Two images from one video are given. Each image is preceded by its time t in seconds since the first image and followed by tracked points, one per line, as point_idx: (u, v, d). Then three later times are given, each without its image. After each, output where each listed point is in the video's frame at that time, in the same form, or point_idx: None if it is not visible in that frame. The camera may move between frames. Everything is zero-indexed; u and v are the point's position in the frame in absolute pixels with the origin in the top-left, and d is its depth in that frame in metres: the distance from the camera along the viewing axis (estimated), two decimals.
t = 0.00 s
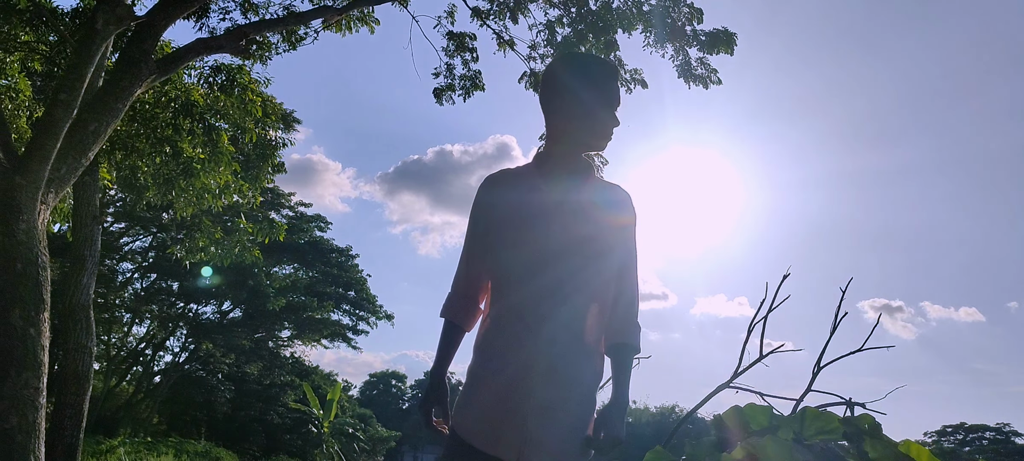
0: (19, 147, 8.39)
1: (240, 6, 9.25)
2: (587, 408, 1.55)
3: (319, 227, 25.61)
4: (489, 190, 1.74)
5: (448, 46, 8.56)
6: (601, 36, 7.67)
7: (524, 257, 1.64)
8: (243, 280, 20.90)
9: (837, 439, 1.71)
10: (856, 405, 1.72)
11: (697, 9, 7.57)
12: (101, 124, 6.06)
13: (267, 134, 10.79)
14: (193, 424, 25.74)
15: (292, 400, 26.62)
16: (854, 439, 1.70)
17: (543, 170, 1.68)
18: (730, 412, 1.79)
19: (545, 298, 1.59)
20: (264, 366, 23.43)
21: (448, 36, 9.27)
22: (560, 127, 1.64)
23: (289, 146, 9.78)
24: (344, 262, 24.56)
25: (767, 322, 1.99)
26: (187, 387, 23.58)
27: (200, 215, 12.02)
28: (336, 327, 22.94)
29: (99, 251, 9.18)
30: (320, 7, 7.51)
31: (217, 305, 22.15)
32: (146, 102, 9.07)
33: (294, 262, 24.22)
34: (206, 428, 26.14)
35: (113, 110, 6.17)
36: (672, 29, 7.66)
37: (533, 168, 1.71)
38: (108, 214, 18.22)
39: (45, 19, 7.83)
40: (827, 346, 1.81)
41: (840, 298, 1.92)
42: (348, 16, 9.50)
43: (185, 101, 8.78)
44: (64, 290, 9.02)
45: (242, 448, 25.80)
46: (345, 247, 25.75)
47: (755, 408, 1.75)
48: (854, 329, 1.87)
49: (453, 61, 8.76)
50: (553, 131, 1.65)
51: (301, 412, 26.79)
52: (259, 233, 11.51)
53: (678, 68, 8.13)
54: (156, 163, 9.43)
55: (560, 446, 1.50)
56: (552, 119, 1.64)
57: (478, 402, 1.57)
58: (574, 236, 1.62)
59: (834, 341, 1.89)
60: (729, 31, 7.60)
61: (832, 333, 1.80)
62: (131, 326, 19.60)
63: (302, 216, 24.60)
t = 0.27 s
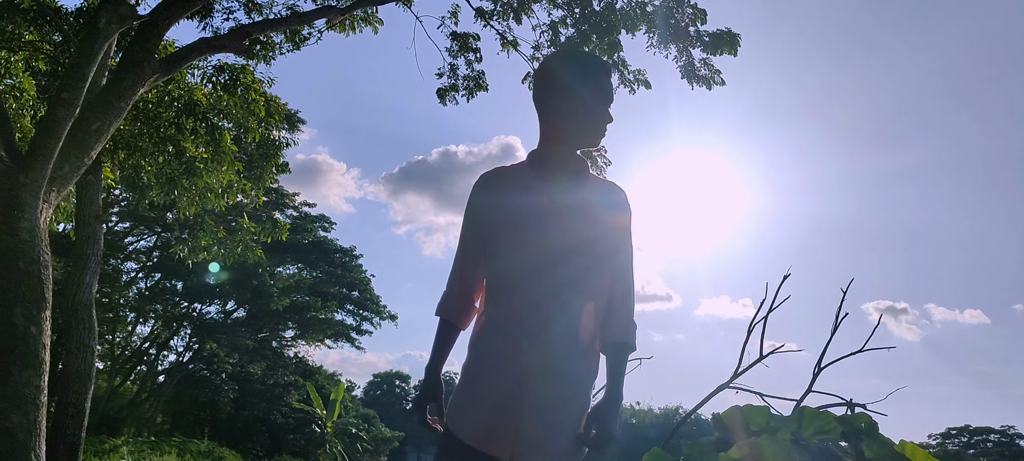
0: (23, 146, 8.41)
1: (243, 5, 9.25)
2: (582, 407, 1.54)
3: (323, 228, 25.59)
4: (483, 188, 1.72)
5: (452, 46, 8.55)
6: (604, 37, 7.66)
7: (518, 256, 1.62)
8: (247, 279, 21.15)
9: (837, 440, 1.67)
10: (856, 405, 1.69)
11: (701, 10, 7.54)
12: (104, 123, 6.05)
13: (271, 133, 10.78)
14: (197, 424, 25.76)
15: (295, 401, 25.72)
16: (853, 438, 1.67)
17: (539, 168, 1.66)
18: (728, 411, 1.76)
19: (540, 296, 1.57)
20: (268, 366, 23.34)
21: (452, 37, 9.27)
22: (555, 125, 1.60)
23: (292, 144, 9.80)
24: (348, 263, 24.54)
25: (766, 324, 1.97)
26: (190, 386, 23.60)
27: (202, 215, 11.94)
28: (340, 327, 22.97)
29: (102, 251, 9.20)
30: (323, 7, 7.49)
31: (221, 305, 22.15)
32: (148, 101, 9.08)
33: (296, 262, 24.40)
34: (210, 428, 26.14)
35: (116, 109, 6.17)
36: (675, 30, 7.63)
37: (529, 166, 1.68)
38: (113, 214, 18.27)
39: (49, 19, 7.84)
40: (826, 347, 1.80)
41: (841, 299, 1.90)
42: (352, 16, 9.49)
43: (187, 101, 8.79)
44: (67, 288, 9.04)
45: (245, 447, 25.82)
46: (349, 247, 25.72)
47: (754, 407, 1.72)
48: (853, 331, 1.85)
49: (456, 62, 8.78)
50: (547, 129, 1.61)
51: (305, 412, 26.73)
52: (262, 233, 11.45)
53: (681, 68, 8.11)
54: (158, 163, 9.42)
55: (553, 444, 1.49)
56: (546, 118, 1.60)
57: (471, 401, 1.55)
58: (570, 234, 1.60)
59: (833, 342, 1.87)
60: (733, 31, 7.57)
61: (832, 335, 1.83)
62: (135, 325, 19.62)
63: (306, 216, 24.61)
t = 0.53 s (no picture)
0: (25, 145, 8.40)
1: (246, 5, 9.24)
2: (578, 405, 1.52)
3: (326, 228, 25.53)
4: (476, 185, 1.66)
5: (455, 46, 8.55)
6: (607, 38, 7.65)
7: (514, 255, 1.57)
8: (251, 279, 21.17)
9: (835, 442, 1.61)
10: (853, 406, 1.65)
11: (704, 10, 7.53)
12: (106, 123, 6.04)
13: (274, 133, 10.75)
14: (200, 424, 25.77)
15: (298, 401, 25.37)
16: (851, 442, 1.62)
17: (534, 165, 1.61)
18: (727, 413, 1.73)
19: (536, 295, 1.54)
20: (271, 366, 23.38)
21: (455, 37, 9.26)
22: (556, 130, 1.36)
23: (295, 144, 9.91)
24: (351, 263, 24.48)
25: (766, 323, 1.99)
26: (194, 386, 23.61)
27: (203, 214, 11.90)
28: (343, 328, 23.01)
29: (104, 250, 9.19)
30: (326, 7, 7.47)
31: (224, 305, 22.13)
32: (150, 100, 9.03)
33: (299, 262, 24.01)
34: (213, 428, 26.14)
35: (117, 108, 6.14)
36: (678, 31, 7.60)
37: (523, 164, 1.63)
38: (116, 213, 18.29)
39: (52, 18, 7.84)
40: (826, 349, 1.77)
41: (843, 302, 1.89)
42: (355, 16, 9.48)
43: (190, 100, 8.77)
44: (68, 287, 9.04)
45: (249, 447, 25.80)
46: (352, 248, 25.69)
47: (752, 408, 1.69)
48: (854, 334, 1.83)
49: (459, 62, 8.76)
50: (545, 132, 1.37)
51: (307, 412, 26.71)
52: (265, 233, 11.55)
53: (684, 69, 8.09)
54: (161, 162, 9.38)
55: (550, 443, 1.47)
56: (545, 121, 1.35)
57: (466, 399, 1.52)
58: (566, 232, 1.56)
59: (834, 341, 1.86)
60: (736, 32, 7.56)
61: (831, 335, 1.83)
62: (138, 325, 19.63)
63: (309, 217, 24.59)
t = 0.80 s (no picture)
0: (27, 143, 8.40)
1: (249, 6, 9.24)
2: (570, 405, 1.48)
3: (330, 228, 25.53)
4: (471, 185, 1.63)
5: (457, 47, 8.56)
6: (610, 38, 7.63)
7: (509, 254, 1.53)
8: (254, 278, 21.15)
9: (833, 442, 1.60)
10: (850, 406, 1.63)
11: (707, 11, 7.51)
12: (108, 122, 6.03)
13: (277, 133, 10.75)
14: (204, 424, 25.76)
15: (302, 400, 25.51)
16: (848, 444, 1.60)
17: (527, 163, 1.56)
18: (723, 413, 1.72)
19: (528, 294, 1.50)
20: (273, 366, 23.39)
21: (458, 37, 9.25)
22: (556, 130, 1.33)
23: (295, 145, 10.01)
24: (355, 263, 24.44)
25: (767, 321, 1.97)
26: (197, 386, 23.62)
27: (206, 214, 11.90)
28: (345, 328, 23.05)
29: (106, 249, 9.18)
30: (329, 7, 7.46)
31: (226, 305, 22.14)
32: (153, 100, 9.09)
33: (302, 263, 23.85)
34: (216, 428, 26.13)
35: (120, 107, 6.13)
36: (681, 31, 7.58)
37: (516, 161, 1.59)
38: (120, 213, 18.33)
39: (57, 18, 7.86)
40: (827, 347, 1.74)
41: (844, 301, 1.85)
42: (358, 17, 9.48)
43: (192, 100, 8.81)
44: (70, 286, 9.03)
45: (251, 447, 25.81)
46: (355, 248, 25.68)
47: (749, 408, 1.67)
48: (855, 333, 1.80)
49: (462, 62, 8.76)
50: (544, 130, 1.34)
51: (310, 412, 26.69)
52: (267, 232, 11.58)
53: (687, 70, 8.07)
54: (163, 161, 9.41)
55: (542, 443, 1.44)
56: (547, 121, 1.32)
57: (459, 398, 1.50)
58: (560, 229, 1.51)
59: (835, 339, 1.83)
60: (739, 33, 7.53)
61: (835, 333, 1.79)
62: (141, 324, 19.65)
63: (312, 217, 24.59)
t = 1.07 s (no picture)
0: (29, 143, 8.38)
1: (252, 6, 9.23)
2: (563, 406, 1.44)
3: (333, 229, 25.53)
4: (467, 183, 1.61)
5: (460, 47, 8.56)
6: (613, 39, 7.62)
7: (504, 253, 1.50)
8: (258, 278, 21.23)
9: (833, 444, 1.55)
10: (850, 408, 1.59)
11: (710, 12, 7.49)
12: (110, 122, 6.03)
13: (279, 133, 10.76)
14: (207, 425, 25.79)
15: (306, 401, 25.30)
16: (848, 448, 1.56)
17: (522, 161, 1.54)
18: (721, 413, 1.67)
19: (523, 294, 1.46)
20: (277, 367, 23.38)
21: (461, 38, 9.24)
22: (554, 130, 1.32)
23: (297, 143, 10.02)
24: (358, 264, 24.47)
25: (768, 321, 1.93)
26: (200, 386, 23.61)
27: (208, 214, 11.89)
28: (348, 329, 23.04)
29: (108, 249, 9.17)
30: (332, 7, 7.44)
31: (229, 306, 22.14)
32: (155, 100, 9.00)
33: (305, 264, 23.85)
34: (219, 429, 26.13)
35: (122, 107, 6.13)
36: (684, 32, 7.56)
37: (512, 159, 1.56)
38: (123, 213, 18.34)
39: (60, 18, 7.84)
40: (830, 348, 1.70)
41: (844, 298, 1.80)
42: (360, 17, 9.47)
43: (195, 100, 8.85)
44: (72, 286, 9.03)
45: (254, 448, 25.79)
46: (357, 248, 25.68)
47: (748, 407, 1.63)
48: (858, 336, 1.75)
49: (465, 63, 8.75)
50: (540, 129, 1.33)
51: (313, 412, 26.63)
52: (269, 232, 11.57)
53: (689, 71, 8.05)
54: (165, 161, 9.39)
55: (534, 444, 1.41)
56: (544, 119, 1.30)
57: (452, 397, 1.49)
58: (554, 226, 1.47)
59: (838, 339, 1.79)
60: (741, 33, 7.51)
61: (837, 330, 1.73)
62: (145, 324, 19.64)
63: (315, 218, 24.59)
